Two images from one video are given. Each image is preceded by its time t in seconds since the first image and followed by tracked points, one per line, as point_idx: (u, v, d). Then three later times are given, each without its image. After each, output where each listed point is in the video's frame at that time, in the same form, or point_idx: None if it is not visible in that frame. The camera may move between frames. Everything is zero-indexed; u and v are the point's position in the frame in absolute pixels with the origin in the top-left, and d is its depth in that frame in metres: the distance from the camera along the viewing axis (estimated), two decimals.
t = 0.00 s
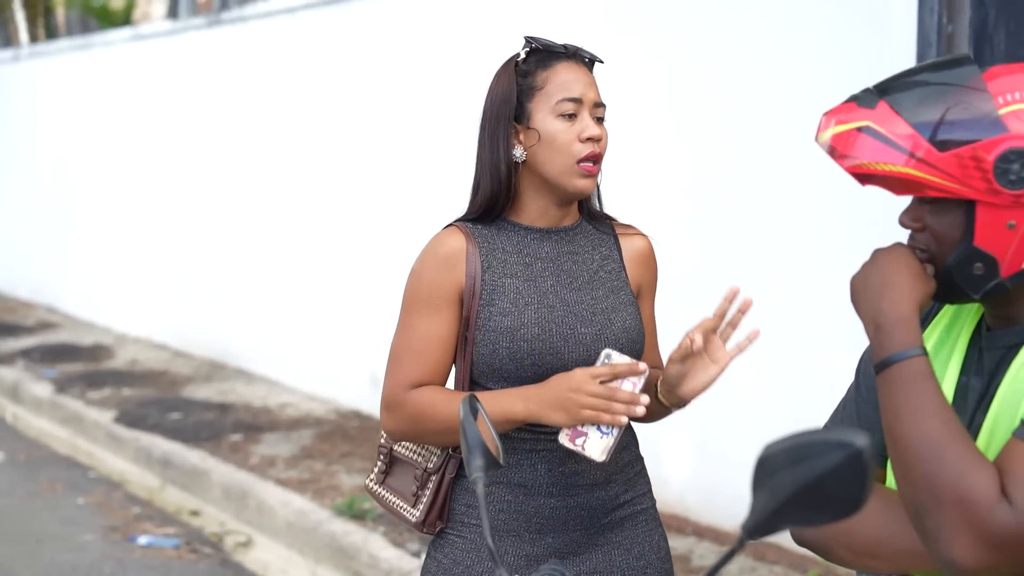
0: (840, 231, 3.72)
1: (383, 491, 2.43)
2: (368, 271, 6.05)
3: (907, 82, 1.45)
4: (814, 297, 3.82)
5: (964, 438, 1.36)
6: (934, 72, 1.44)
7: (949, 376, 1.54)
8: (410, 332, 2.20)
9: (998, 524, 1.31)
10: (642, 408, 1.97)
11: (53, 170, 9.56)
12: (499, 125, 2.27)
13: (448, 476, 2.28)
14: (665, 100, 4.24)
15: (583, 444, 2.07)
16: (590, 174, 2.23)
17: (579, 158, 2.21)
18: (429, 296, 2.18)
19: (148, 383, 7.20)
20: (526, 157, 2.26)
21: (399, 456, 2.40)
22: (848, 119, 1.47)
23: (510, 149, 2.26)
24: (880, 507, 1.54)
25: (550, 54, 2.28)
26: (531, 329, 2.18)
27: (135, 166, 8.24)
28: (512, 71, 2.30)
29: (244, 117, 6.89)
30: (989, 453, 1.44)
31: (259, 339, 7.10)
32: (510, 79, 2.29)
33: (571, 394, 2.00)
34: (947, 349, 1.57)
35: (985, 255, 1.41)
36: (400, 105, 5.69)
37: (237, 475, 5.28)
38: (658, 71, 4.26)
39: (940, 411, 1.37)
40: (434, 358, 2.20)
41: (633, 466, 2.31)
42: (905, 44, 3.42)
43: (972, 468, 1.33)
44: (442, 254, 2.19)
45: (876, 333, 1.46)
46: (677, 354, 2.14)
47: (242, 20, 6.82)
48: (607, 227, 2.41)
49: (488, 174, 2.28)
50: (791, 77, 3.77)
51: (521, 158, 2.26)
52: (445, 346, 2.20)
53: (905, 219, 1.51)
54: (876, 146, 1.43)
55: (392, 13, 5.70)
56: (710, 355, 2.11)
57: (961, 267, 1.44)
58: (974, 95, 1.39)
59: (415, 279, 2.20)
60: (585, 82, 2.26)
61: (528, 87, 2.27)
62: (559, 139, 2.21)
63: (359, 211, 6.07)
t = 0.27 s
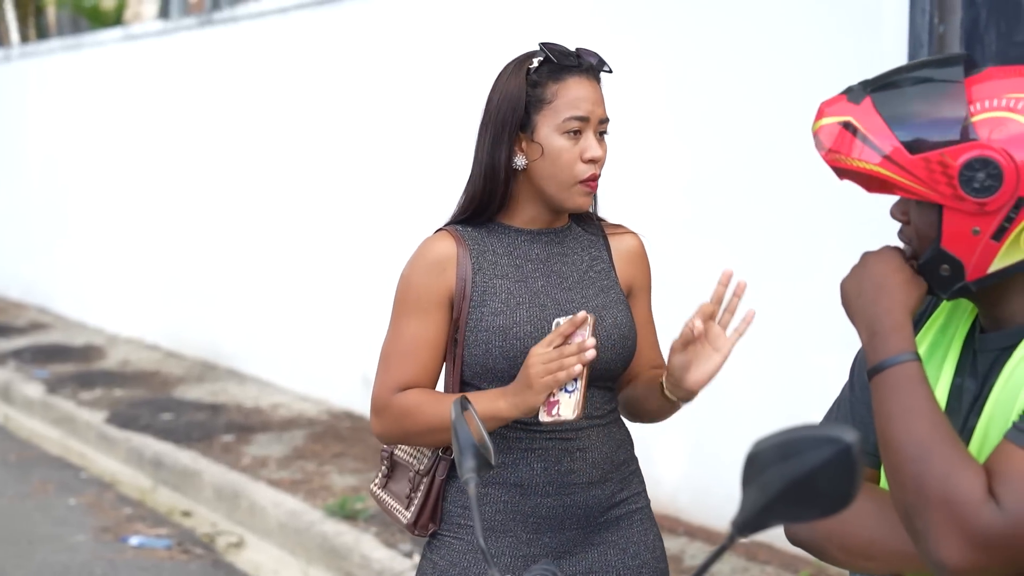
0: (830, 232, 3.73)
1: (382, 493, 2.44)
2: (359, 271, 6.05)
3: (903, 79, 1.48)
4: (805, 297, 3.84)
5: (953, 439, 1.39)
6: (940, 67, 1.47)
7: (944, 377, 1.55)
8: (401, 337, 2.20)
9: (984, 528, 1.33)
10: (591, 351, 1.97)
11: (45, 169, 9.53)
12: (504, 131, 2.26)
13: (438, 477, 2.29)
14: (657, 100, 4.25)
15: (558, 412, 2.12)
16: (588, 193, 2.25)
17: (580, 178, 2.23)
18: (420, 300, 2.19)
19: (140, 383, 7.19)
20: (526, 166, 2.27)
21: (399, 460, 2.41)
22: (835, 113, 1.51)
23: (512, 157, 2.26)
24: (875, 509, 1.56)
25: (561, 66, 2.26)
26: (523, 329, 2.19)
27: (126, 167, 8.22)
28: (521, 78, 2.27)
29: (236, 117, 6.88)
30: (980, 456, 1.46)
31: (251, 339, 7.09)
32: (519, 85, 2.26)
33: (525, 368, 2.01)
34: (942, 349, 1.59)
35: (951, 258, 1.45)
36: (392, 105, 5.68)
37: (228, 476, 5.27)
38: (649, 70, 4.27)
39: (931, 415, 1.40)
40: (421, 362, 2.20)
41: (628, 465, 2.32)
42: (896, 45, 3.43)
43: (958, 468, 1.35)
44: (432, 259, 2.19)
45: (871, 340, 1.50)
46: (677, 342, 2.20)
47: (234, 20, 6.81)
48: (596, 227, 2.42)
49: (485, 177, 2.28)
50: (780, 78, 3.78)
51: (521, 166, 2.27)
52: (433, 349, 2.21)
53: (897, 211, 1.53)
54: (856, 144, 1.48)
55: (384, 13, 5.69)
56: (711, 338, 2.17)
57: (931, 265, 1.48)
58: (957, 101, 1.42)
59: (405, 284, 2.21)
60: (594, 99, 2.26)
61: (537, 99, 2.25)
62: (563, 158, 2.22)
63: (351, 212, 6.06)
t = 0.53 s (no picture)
0: (824, 232, 3.73)
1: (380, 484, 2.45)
2: (353, 271, 6.05)
3: (904, 77, 1.49)
4: (798, 296, 3.85)
5: (952, 443, 1.40)
6: (937, 67, 1.48)
7: (942, 379, 1.57)
8: (390, 337, 2.23)
9: (984, 529, 1.34)
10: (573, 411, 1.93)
11: (37, 169, 9.51)
12: (491, 127, 2.28)
13: (426, 477, 2.30)
14: (651, 101, 4.26)
15: (539, 458, 2.10)
16: (571, 190, 2.24)
17: (563, 174, 2.22)
18: (411, 301, 2.21)
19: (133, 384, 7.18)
20: (512, 162, 2.28)
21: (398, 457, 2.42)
22: (838, 107, 1.52)
23: (498, 153, 2.27)
24: (874, 511, 1.57)
25: (551, 63, 2.27)
26: (510, 332, 2.19)
27: (119, 167, 8.21)
28: (511, 75, 2.29)
29: (230, 118, 6.87)
30: (979, 461, 1.47)
31: (244, 340, 7.08)
32: (508, 81, 2.28)
33: (511, 411, 1.98)
34: (940, 349, 1.60)
35: (946, 255, 1.46)
36: (385, 105, 5.68)
37: (222, 476, 5.27)
38: (643, 71, 4.28)
39: (926, 418, 1.41)
40: (414, 366, 2.23)
41: (621, 464, 2.32)
42: (889, 44, 3.45)
43: (956, 471, 1.37)
44: (422, 259, 2.21)
45: (862, 349, 1.51)
46: (682, 427, 2.11)
47: (227, 20, 6.80)
48: (592, 228, 2.42)
49: (474, 175, 2.29)
50: (773, 79, 3.79)
51: (507, 162, 2.28)
52: (424, 352, 2.23)
53: (897, 208, 1.54)
54: (855, 139, 1.49)
55: (377, 14, 5.69)
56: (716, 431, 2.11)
57: (925, 263, 1.48)
58: (957, 100, 1.43)
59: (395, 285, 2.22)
60: (582, 97, 2.25)
61: (524, 94, 2.26)
62: (547, 153, 2.22)
63: (344, 212, 6.06)
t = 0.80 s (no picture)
0: (817, 231, 3.75)
1: (365, 484, 2.47)
2: (346, 271, 6.05)
3: (904, 77, 1.50)
4: (791, 295, 3.86)
5: (951, 443, 1.42)
6: (934, 67, 1.50)
7: (940, 379, 1.59)
8: (383, 336, 2.24)
9: (984, 529, 1.35)
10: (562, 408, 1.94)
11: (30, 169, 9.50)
12: (482, 125, 2.29)
13: (416, 476, 2.31)
14: (645, 101, 4.26)
15: (535, 455, 2.13)
16: (562, 186, 2.25)
17: (554, 171, 2.23)
18: (403, 299, 2.22)
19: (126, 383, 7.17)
20: (504, 161, 2.29)
21: (381, 453, 2.44)
22: (838, 106, 1.53)
23: (489, 151, 2.28)
24: (869, 512, 1.59)
25: (539, 60, 2.28)
26: (501, 332, 2.19)
27: (113, 167, 8.20)
28: (500, 72, 2.30)
29: (223, 117, 6.86)
30: (977, 460, 1.48)
31: (237, 340, 7.09)
32: (497, 79, 2.30)
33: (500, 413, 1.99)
34: (939, 349, 1.63)
35: (946, 255, 1.47)
36: (378, 104, 5.69)
37: (216, 476, 5.27)
38: (635, 70, 4.29)
39: (927, 418, 1.42)
40: (406, 365, 2.24)
41: (611, 466, 2.32)
42: (881, 43, 3.47)
43: (955, 472, 1.38)
44: (414, 259, 2.22)
45: (865, 349, 1.53)
46: (665, 410, 2.13)
47: (219, 20, 6.79)
48: (587, 228, 2.42)
49: (466, 174, 2.31)
50: (765, 78, 3.80)
51: (499, 161, 2.29)
52: (416, 352, 2.24)
53: (896, 207, 1.55)
54: (856, 137, 1.50)
55: (370, 13, 5.69)
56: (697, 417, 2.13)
57: (925, 263, 1.49)
58: (958, 99, 1.44)
59: (387, 284, 2.23)
60: (572, 92, 2.26)
61: (513, 91, 2.28)
62: (538, 150, 2.23)
63: (337, 212, 6.06)
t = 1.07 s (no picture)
0: (813, 230, 3.76)
1: (358, 484, 2.47)
2: (342, 270, 6.05)
3: (903, 76, 1.52)
4: (786, 295, 3.88)
5: (950, 443, 1.43)
6: (930, 66, 1.51)
7: (938, 379, 1.60)
8: (378, 333, 2.25)
9: (982, 529, 1.36)
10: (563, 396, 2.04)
11: (26, 169, 9.49)
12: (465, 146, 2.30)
13: (409, 472, 2.32)
14: (641, 101, 4.28)
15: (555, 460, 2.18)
16: (544, 209, 2.26)
17: (532, 197, 2.23)
18: (398, 295, 2.24)
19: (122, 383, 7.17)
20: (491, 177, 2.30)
21: (373, 452, 2.44)
22: (837, 104, 1.55)
23: (477, 171, 2.30)
24: (865, 514, 1.60)
25: (514, 84, 2.23)
26: (494, 329, 2.21)
27: (109, 167, 8.18)
28: (479, 94, 2.28)
29: (219, 117, 6.86)
30: (974, 460, 1.49)
31: (233, 339, 7.09)
32: (477, 99, 2.28)
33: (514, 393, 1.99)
34: (937, 348, 1.64)
35: (945, 254, 1.48)
36: (374, 104, 5.69)
37: (212, 476, 5.28)
38: (632, 70, 4.30)
39: (924, 419, 1.44)
40: (400, 362, 2.26)
41: (605, 466, 2.33)
42: (877, 43, 3.48)
43: (952, 472, 1.39)
44: (409, 256, 2.24)
45: (865, 348, 1.54)
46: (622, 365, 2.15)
47: (215, 19, 6.78)
48: (586, 230, 2.43)
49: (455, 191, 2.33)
50: (761, 79, 3.82)
51: (486, 177, 2.31)
52: (410, 350, 2.26)
53: (892, 206, 1.56)
54: (855, 136, 1.51)
55: (366, 13, 5.69)
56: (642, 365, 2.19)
57: (923, 263, 1.51)
58: (956, 98, 1.45)
59: (383, 280, 2.26)
60: (549, 116, 2.22)
61: (491, 117, 2.26)
62: (514, 178, 2.22)
63: (333, 211, 6.07)
